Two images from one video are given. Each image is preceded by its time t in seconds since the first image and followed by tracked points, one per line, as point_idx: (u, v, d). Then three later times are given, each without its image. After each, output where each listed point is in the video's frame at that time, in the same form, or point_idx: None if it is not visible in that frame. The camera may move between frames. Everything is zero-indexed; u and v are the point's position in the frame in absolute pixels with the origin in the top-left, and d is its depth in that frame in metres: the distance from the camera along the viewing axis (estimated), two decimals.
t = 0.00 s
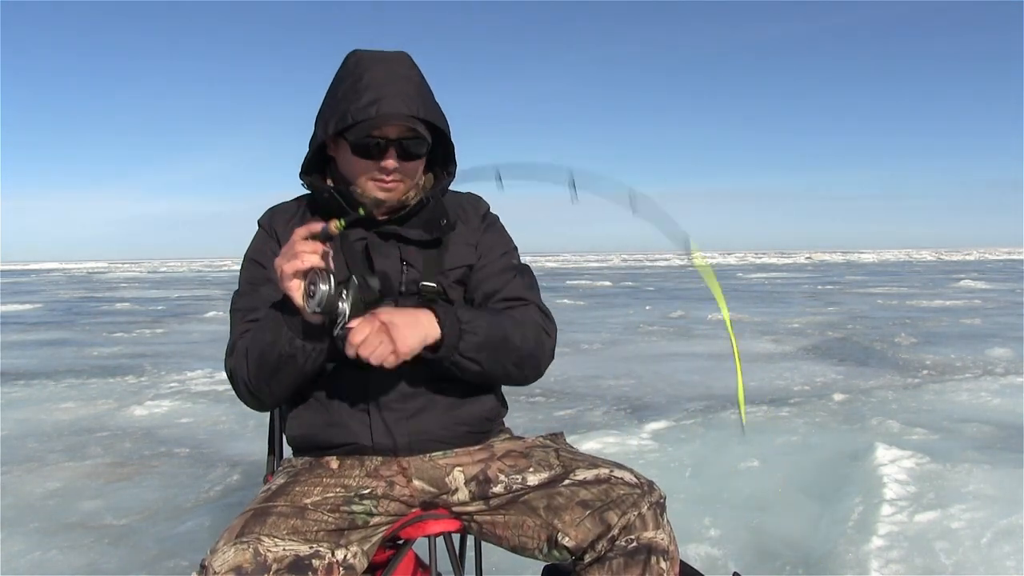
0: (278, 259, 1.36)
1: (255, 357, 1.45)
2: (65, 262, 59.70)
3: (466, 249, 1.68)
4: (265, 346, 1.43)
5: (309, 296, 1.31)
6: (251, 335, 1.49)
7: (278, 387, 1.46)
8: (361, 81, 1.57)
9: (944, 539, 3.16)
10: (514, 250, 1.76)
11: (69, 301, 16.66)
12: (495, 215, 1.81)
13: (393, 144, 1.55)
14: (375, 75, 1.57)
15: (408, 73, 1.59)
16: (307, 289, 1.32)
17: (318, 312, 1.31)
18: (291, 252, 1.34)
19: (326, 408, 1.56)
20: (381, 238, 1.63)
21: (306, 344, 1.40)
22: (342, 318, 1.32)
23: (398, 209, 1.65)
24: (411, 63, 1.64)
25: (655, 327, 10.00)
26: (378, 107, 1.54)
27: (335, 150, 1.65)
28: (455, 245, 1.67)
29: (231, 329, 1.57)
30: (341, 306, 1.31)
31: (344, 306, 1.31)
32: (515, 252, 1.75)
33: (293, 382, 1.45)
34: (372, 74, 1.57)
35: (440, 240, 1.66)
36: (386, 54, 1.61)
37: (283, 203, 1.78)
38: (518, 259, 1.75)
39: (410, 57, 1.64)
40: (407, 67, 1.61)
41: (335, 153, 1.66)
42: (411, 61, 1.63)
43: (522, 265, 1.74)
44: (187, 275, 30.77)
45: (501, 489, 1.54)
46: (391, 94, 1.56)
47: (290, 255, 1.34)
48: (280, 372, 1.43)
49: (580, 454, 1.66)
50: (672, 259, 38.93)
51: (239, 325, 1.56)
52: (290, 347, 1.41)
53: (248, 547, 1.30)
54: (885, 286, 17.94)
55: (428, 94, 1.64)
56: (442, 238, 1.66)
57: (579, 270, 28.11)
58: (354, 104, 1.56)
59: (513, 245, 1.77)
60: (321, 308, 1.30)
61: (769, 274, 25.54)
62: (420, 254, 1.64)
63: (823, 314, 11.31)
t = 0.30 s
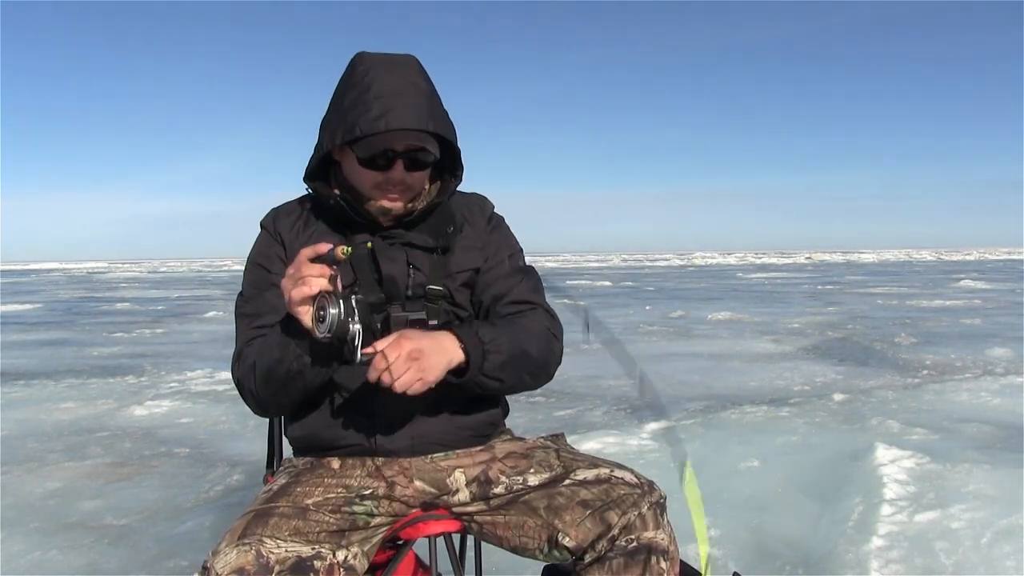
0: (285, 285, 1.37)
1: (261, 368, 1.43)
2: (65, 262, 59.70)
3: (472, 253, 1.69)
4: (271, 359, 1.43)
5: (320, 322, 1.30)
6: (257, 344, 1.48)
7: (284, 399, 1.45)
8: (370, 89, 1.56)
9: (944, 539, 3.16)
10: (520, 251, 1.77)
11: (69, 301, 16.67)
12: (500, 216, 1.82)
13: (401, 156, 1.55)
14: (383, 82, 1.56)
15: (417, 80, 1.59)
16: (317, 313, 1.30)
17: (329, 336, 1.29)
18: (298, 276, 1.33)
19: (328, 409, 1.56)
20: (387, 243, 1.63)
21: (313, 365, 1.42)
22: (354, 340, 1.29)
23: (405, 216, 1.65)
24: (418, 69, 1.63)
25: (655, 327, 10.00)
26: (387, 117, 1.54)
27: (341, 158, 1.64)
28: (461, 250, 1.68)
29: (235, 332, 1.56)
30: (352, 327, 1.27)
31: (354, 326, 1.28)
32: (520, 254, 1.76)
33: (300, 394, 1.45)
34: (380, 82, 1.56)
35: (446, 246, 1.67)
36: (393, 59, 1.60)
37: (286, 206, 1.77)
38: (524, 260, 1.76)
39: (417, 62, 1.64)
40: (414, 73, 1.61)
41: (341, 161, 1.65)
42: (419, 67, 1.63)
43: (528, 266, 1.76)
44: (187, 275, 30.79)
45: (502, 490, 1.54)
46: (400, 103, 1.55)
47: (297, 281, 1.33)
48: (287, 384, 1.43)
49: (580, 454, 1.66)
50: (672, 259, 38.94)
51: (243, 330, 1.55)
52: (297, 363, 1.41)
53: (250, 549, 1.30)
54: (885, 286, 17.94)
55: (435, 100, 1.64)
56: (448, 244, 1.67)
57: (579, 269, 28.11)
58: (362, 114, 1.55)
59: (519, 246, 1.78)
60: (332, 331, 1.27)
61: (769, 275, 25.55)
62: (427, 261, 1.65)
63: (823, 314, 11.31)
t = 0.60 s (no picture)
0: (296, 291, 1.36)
1: (267, 372, 1.42)
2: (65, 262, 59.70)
3: (474, 252, 1.70)
4: (275, 365, 1.42)
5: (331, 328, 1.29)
6: (263, 347, 1.47)
7: (289, 406, 1.45)
8: (368, 90, 1.56)
9: (944, 538, 3.16)
10: (521, 248, 1.77)
11: (69, 301, 16.68)
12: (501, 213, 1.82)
13: (401, 159, 1.54)
14: (382, 85, 1.56)
15: (415, 81, 1.59)
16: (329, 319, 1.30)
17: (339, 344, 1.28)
18: (309, 280, 1.33)
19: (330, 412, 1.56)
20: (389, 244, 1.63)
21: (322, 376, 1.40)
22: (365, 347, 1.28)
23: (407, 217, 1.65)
24: (417, 69, 1.63)
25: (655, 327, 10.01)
26: (386, 120, 1.54)
27: (340, 161, 1.64)
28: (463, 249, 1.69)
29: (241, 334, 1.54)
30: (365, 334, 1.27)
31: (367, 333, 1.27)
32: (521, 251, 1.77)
33: (306, 401, 1.44)
34: (379, 84, 1.56)
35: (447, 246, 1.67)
36: (391, 59, 1.60)
37: (285, 207, 1.77)
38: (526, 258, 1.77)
39: (417, 62, 1.64)
40: (414, 73, 1.61)
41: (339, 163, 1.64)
42: (418, 67, 1.63)
43: (529, 263, 1.76)
44: (187, 275, 30.80)
45: (501, 489, 1.54)
46: (399, 105, 1.55)
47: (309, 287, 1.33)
48: (291, 391, 1.42)
49: (578, 454, 1.66)
50: (672, 260, 38.95)
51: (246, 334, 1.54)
52: (301, 370, 1.40)
53: (251, 549, 1.30)
54: (885, 286, 17.94)
55: (435, 101, 1.64)
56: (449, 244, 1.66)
57: (579, 270, 28.11)
58: (361, 115, 1.55)
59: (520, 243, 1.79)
60: (342, 340, 1.26)
61: (769, 275, 25.55)
62: (429, 262, 1.64)
63: (823, 314, 11.31)
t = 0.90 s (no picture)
0: (307, 289, 1.32)
1: (275, 373, 1.42)
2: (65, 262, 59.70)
3: (479, 253, 1.71)
4: (285, 369, 1.41)
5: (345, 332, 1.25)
6: (271, 346, 1.47)
7: (296, 409, 1.44)
8: (374, 87, 1.56)
9: (944, 538, 3.16)
10: (524, 249, 1.78)
11: (69, 301, 16.69)
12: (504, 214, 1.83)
13: (407, 156, 1.54)
14: (389, 81, 1.56)
15: (422, 78, 1.60)
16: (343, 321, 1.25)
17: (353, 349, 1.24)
18: (322, 283, 1.28)
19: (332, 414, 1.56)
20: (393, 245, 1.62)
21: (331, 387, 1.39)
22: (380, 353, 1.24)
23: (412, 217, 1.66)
24: (423, 66, 1.63)
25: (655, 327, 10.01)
26: (393, 116, 1.53)
27: (345, 159, 1.63)
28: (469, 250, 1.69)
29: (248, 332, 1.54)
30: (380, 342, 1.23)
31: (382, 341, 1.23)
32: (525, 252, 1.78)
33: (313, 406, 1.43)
34: (385, 80, 1.56)
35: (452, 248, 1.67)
36: (397, 56, 1.60)
37: (287, 205, 1.76)
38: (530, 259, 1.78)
39: (422, 58, 1.64)
40: (420, 70, 1.61)
41: (344, 160, 1.64)
42: (424, 63, 1.63)
43: (533, 263, 1.77)
44: (187, 275, 30.81)
45: (501, 490, 1.54)
46: (405, 102, 1.55)
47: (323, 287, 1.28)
48: (298, 396, 1.41)
49: (577, 453, 1.66)
50: (672, 260, 38.96)
51: (252, 333, 1.54)
52: (310, 376, 1.39)
53: (252, 550, 1.30)
54: (885, 286, 17.94)
55: (441, 98, 1.64)
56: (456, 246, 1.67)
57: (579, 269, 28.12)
58: (367, 112, 1.55)
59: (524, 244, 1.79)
60: (357, 346, 1.22)
61: (769, 274, 25.55)
62: (435, 263, 1.64)
63: (823, 314, 11.31)
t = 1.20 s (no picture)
0: (317, 266, 1.34)
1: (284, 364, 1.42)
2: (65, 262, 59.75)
3: (484, 254, 1.71)
4: (298, 354, 1.41)
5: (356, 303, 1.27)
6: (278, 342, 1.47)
7: (304, 402, 1.44)
8: (379, 90, 1.56)
9: (944, 538, 3.16)
10: (529, 248, 1.78)
11: (69, 301, 16.69)
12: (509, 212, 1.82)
13: (412, 162, 1.53)
14: (393, 84, 1.56)
15: (426, 80, 1.60)
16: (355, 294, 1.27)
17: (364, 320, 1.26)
18: (332, 256, 1.31)
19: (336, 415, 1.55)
20: (398, 248, 1.62)
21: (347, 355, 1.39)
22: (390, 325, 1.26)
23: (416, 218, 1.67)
24: (428, 66, 1.63)
25: (655, 327, 10.01)
26: (398, 121, 1.53)
27: (348, 162, 1.63)
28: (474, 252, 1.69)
29: (254, 334, 1.53)
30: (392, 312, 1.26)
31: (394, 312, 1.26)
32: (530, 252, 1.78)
33: (323, 395, 1.43)
34: (390, 83, 1.56)
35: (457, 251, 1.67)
36: (401, 56, 1.60)
37: (288, 206, 1.76)
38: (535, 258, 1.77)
39: (427, 59, 1.64)
40: (424, 71, 1.61)
41: (347, 164, 1.63)
42: (428, 64, 1.63)
43: (538, 261, 1.77)
44: (187, 275, 30.81)
45: (502, 490, 1.54)
46: (410, 106, 1.55)
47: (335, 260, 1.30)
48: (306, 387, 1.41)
49: (579, 454, 1.66)
50: (672, 260, 38.96)
51: (256, 333, 1.53)
52: (325, 357, 1.39)
53: (256, 556, 1.30)
54: (885, 286, 17.94)
55: (446, 100, 1.64)
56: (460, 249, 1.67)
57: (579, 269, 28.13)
58: (372, 116, 1.54)
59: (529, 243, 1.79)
60: (369, 316, 1.24)
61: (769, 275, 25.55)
62: (439, 266, 1.65)
63: (823, 314, 11.31)
